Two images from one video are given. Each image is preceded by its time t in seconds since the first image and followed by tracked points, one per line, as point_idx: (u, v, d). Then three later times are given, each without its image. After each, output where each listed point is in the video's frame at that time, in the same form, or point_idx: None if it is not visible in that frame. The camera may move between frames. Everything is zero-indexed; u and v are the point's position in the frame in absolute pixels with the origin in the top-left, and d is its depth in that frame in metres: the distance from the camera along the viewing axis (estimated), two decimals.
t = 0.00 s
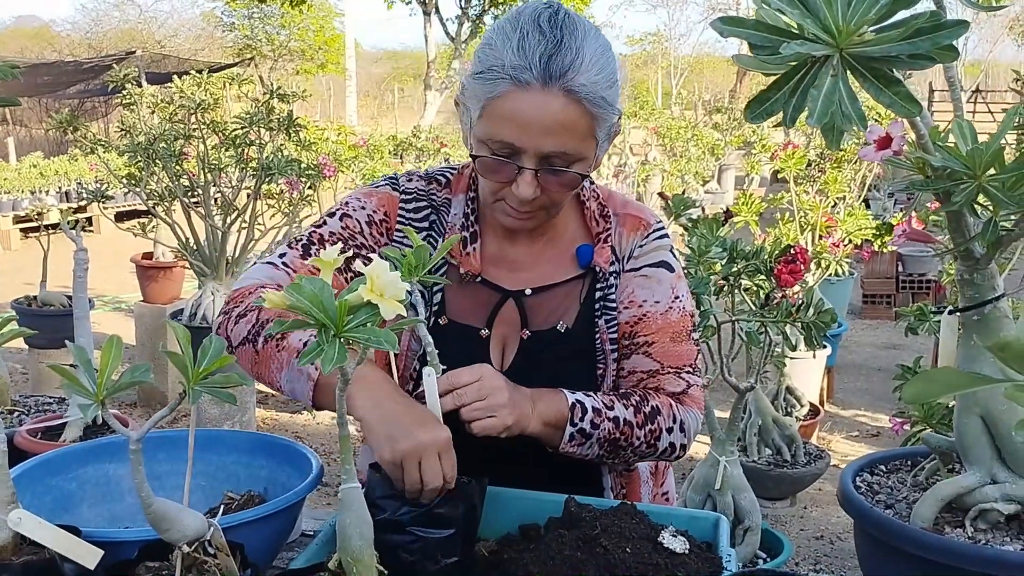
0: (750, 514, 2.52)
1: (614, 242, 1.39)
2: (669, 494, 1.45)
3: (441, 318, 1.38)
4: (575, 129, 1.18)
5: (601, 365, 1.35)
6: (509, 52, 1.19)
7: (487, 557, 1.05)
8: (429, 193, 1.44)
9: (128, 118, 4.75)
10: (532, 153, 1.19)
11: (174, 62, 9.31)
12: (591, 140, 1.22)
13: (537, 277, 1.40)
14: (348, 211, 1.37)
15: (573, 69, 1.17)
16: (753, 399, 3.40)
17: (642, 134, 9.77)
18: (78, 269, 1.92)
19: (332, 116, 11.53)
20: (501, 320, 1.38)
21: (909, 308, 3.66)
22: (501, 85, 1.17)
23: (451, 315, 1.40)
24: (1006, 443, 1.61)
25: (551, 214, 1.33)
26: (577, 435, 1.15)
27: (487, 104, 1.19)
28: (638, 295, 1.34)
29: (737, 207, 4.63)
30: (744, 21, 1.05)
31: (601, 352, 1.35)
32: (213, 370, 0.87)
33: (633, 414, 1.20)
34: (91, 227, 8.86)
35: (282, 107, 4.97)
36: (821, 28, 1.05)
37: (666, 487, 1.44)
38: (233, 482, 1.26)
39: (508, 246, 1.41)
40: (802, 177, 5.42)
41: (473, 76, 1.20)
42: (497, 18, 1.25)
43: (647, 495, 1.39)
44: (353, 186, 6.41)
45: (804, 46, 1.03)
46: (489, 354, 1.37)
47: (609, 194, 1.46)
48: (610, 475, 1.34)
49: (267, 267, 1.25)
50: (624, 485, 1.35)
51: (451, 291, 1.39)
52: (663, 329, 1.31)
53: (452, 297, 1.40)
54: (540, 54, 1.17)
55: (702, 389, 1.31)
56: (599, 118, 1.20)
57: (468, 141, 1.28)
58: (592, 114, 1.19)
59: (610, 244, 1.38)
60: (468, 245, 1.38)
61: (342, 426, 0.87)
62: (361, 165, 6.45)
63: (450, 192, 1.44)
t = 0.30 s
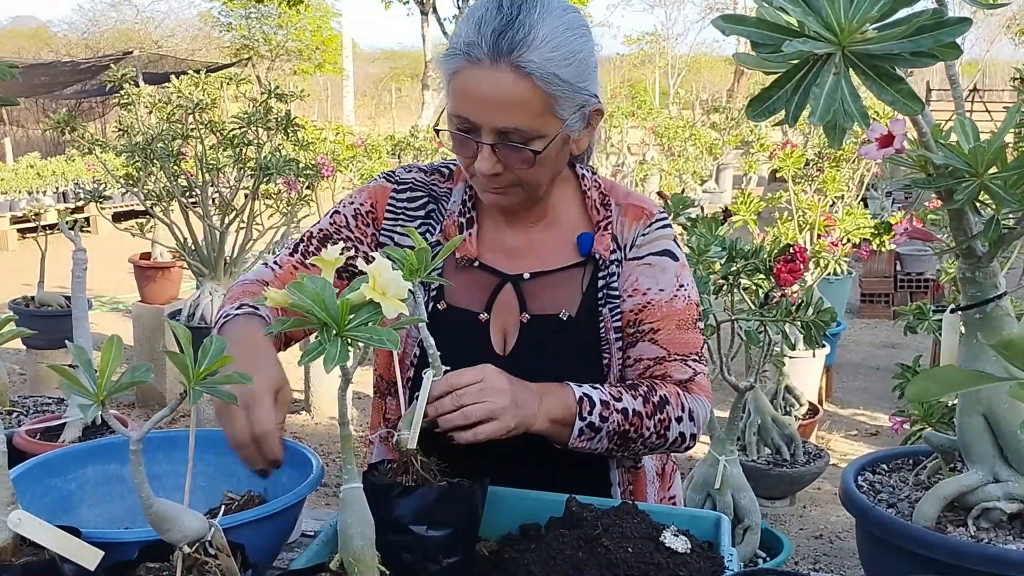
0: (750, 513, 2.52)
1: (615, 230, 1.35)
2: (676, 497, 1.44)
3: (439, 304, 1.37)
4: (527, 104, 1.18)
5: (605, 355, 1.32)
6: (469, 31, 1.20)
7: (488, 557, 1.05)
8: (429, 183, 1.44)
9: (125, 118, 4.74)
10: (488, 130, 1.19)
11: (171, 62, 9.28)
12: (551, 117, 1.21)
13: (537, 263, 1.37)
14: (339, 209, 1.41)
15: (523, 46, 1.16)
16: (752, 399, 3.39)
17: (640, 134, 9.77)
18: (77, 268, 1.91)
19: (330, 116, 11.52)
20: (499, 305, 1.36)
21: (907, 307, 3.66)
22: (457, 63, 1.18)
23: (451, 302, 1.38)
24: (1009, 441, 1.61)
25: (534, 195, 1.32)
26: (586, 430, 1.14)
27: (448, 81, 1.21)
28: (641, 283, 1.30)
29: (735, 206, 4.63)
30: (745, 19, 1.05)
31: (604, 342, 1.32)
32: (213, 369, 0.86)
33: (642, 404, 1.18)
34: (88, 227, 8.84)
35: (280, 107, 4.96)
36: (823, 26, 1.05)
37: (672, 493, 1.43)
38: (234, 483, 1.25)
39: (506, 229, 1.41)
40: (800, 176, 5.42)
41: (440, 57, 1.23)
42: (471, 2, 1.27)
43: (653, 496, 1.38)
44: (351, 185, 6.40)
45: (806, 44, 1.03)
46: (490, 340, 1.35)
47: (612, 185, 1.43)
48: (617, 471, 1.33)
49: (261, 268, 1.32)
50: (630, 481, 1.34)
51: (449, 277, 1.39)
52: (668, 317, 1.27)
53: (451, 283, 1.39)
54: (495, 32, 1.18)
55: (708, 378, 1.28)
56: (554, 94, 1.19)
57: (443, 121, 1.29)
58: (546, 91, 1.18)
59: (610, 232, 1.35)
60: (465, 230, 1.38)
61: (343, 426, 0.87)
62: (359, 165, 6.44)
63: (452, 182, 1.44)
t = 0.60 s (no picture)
0: (749, 514, 2.52)
1: (608, 222, 1.34)
2: (682, 499, 1.42)
3: (435, 298, 1.36)
4: (507, 95, 1.17)
5: (599, 347, 1.31)
6: (444, 27, 1.21)
7: (488, 558, 1.04)
8: (428, 180, 1.44)
9: (124, 118, 4.73)
10: (471, 123, 1.19)
11: (169, 62, 9.26)
12: (532, 104, 1.20)
13: (531, 256, 1.37)
14: (341, 209, 1.42)
15: (496, 36, 1.16)
16: (751, 399, 3.39)
17: (638, 134, 9.78)
18: (75, 269, 1.91)
19: (328, 117, 11.51)
20: (493, 299, 1.35)
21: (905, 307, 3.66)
22: (434, 60, 1.19)
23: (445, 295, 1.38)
24: (1009, 441, 1.61)
25: (526, 185, 1.31)
26: (591, 425, 1.14)
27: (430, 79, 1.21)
28: (638, 275, 1.29)
29: (734, 207, 4.63)
30: (746, 19, 1.05)
31: (599, 333, 1.31)
32: (213, 371, 0.86)
33: (645, 396, 1.17)
34: (86, 228, 8.84)
35: (278, 108, 4.95)
36: (825, 26, 1.05)
37: (678, 496, 1.42)
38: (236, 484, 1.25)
39: (500, 221, 1.40)
40: (798, 177, 5.42)
41: (420, 56, 1.23)
42: None
43: (655, 495, 1.37)
44: (349, 185, 6.40)
45: (808, 44, 1.03)
46: (483, 332, 1.34)
47: (605, 178, 1.42)
48: (616, 464, 1.33)
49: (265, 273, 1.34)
50: (630, 476, 1.34)
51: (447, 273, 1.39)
52: (667, 306, 1.26)
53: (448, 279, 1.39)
54: (468, 25, 1.18)
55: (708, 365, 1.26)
56: (532, 82, 1.18)
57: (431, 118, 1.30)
58: (524, 80, 1.18)
59: (604, 224, 1.34)
60: (460, 226, 1.39)
61: (344, 426, 0.86)
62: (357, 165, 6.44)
63: (449, 178, 1.45)
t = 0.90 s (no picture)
0: (748, 513, 2.52)
1: (616, 219, 1.34)
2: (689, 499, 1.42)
3: (447, 292, 1.38)
4: (522, 88, 1.17)
5: (606, 343, 1.31)
6: (458, 24, 1.21)
7: (488, 558, 1.04)
8: (440, 176, 1.45)
9: (122, 118, 4.72)
10: (487, 116, 1.19)
11: (167, 62, 9.25)
12: (547, 97, 1.20)
13: (539, 251, 1.37)
14: (357, 206, 1.41)
15: (511, 31, 1.16)
16: (750, 399, 3.39)
17: (637, 134, 9.78)
18: (74, 269, 1.90)
19: (328, 117, 11.50)
20: (503, 294, 1.36)
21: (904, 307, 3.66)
22: (449, 56, 1.19)
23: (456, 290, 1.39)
24: (1009, 442, 1.61)
25: (538, 180, 1.31)
26: (594, 423, 1.13)
27: (444, 75, 1.22)
28: (644, 270, 1.28)
29: (733, 207, 4.63)
30: (747, 18, 1.05)
31: (605, 329, 1.31)
32: (213, 371, 0.86)
33: (648, 392, 1.16)
34: (85, 228, 8.83)
35: (277, 107, 4.95)
36: (826, 25, 1.05)
37: (685, 496, 1.41)
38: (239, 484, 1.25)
39: (512, 218, 1.41)
40: (797, 177, 5.42)
41: (435, 53, 1.24)
42: None
43: (661, 493, 1.37)
44: (348, 185, 6.39)
45: (810, 43, 1.02)
46: (493, 327, 1.35)
47: (616, 176, 1.42)
48: (623, 460, 1.33)
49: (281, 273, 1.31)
50: (636, 472, 1.34)
51: (457, 268, 1.40)
52: (672, 301, 1.25)
53: (458, 274, 1.39)
54: (483, 21, 1.18)
55: (714, 361, 1.24)
56: (548, 76, 1.18)
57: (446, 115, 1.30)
58: (539, 73, 1.18)
59: (611, 221, 1.34)
60: (472, 221, 1.39)
61: (344, 426, 0.86)
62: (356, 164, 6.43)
63: (461, 174, 1.46)
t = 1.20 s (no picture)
0: (750, 514, 2.52)
1: (637, 217, 1.32)
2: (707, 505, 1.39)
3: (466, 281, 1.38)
4: (544, 76, 1.18)
5: (619, 340, 1.29)
6: (483, 12, 1.22)
7: (491, 559, 1.04)
8: (467, 168, 1.48)
9: (124, 118, 4.72)
10: (510, 104, 1.20)
11: (168, 62, 9.25)
12: (569, 86, 1.20)
13: (559, 246, 1.37)
14: (389, 208, 1.46)
15: (534, 19, 1.17)
16: (752, 399, 3.39)
17: (638, 134, 9.78)
18: (76, 269, 1.91)
19: (329, 116, 11.50)
20: (522, 285, 1.36)
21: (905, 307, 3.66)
22: (474, 44, 1.20)
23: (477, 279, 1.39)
24: (1013, 442, 1.61)
25: (560, 171, 1.31)
26: (606, 427, 1.12)
27: (469, 64, 1.22)
28: (664, 268, 1.26)
29: (734, 206, 4.63)
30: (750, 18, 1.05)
31: (619, 327, 1.29)
32: (217, 371, 0.86)
33: (662, 395, 1.15)
34: (86, 228, 8.83)
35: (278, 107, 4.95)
36: (829, 25, 1.05)
37: (704, 502, 1.39)
38: (244, 483, 1.25)
39: (536, 211, 1.41)
40: (798, 177, 5.42)
41: (460, 42, 1.25)
42: None
43: (677, 498, 1.34)
44: (349, 186, 6.39)
45: (814, 43, 1.02)
46: (510, 318, 1.35)
47: (640, 175, 1.41)
48: (632, 460, 1.31)
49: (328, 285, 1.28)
50: (648, 472, 1.32)
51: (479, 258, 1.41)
52: (691, 301, 1.23)
53: (480, 263, 1.40)
54: (507, 9, 1.19)
55: (730, 362, 1.23)
56: (570, 64, 1.18)
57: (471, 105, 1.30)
58: (561, 62, 1.18)
59: (632, 218, 1.32)
60: (494, 211, 1.41)
61: (347, 426, 0.86)
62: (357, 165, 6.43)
63: (488, 167, 1.48)
